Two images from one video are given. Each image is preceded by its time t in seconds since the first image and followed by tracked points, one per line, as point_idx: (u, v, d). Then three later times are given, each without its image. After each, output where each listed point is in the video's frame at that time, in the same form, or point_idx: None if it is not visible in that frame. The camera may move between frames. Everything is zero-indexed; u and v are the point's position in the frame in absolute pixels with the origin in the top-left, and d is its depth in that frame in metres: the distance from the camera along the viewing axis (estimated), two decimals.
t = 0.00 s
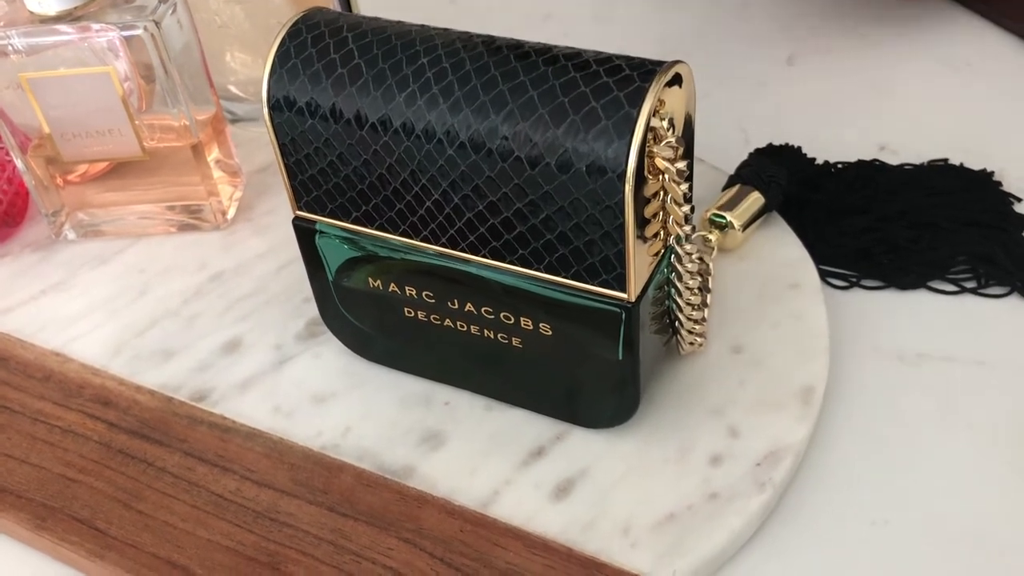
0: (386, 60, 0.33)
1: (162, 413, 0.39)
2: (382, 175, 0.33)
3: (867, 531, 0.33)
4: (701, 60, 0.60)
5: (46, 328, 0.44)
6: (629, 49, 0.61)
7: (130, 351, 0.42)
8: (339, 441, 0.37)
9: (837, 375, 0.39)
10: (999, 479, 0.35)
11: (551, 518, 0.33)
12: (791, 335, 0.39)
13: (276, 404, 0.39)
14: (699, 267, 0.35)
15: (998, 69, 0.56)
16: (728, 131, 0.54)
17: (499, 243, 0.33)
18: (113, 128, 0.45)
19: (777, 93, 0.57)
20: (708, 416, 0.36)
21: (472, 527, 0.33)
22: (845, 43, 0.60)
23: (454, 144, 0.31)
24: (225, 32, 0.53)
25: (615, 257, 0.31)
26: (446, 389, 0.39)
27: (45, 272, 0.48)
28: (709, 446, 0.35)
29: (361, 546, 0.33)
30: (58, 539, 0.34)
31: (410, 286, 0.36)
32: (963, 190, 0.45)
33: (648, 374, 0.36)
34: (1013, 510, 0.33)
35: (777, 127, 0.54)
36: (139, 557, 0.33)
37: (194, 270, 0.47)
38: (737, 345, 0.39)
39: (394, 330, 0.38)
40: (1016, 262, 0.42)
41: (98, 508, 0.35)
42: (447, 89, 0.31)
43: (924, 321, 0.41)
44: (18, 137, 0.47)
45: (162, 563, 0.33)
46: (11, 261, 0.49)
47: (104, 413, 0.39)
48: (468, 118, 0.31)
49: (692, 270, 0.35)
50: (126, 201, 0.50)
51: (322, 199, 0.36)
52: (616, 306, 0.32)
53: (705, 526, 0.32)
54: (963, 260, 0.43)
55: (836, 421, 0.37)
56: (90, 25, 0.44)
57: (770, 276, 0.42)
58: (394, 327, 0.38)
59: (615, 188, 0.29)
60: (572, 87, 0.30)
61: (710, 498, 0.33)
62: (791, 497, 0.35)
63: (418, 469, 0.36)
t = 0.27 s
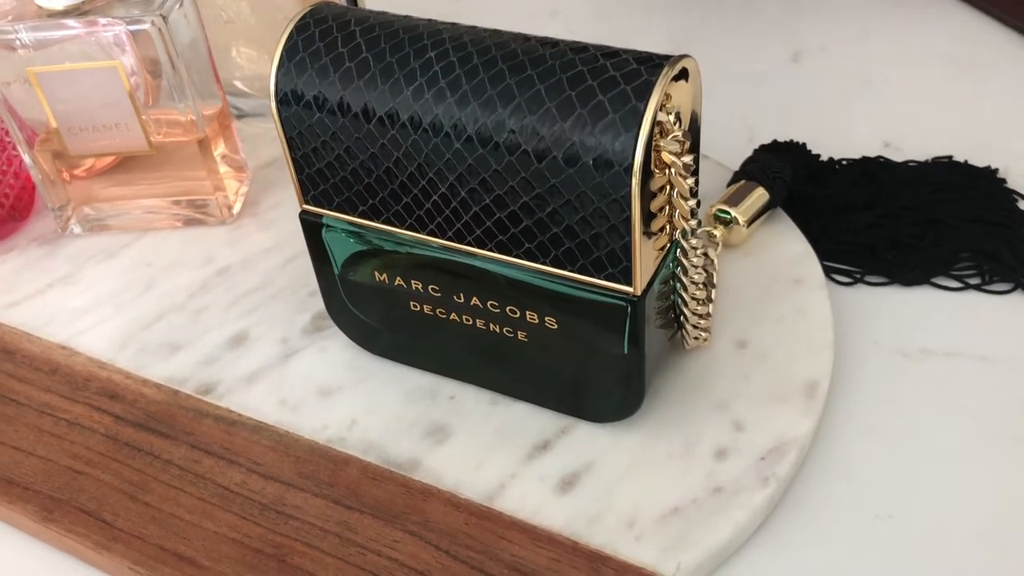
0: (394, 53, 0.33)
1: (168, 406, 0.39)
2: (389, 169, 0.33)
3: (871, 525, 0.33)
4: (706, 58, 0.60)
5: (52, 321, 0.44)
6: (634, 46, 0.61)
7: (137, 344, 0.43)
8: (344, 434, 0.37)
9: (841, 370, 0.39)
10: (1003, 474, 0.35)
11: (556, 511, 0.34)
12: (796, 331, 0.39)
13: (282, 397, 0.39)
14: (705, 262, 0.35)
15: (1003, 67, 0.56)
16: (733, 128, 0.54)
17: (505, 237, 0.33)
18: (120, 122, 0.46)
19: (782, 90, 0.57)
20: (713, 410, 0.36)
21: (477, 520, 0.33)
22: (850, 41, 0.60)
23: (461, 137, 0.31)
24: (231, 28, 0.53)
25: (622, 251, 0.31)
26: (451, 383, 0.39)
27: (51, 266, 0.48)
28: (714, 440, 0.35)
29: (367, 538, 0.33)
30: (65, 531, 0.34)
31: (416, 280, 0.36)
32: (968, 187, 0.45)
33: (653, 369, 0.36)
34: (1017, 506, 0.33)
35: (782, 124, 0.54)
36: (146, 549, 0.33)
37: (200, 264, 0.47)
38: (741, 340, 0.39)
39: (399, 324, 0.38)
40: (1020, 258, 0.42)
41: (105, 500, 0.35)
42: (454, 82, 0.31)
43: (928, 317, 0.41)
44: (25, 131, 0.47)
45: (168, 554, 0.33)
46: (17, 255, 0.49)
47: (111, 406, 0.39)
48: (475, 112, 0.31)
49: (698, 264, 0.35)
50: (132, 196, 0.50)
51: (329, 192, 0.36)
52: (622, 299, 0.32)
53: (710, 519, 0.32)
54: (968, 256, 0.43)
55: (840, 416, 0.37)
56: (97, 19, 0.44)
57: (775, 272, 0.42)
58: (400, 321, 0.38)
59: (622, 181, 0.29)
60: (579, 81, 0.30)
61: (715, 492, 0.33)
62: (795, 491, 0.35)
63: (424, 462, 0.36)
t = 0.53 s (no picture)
0: (395, 53, 0.33)
1: (168, 404, 0.39)
2: (389, 169, 0.33)
3: (871, 526, 0.33)
4: (707, 58, 0.60)
5: (52, 320, 0.44)
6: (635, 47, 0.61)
7: (137, 343, 0.43)
8: (344, 433, 0.37)
9: (841, 372, 0.39)
10: (1003, 476, 0.35)
11: (556, 511, 0.34)
12: (796, 332, 0.39)
13: (282, 397, 0.39)
14: (705, 262, 0.35)
15: (1004, 68, 0.56)
16: (734, 129, 0.54)
17: (505, 237, 0.33)
18: (121, 120, 0.46)
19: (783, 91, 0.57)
20: (713, 411, 0.36)
21: (476, 520, 0.33)
22: (851, 42, 0.60)
23: (462, 137, 0.31)
24: (233, 27, 0.53)
25: (622, 251, 0.31)
26: (451, 383, 0.39)
27: (52, 265, 0.48)
28: (713, 441, 0.35)
29: (366, 538, 0.33)
30: (65, 529, 0.34)
31: (416, 280, 0.36)
32: (969, 189, 0.45)
33: (653, 369, 0.36)
34: (1017, 507, 0.33)
35: (783, 125, 0.54)
36: (146, 548, 0.33)
37: (201, 263, 0.47)
38: (742, 341, 0.39)
39: (400, 323, 0.38)
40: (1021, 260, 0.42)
41: (104, 498, 0.35)
42: (455, 82, 0.31)
43: (928, 319, 0.41)
44: (26, 129, 0.47)
45: (168, 553, 0.33)
46: (18, 253, 0.49)
47: (111, 404, 0.39)
48: (475, 112, 0.31)
49: (698, 265, 0.35)
50: (133, 194, 0.50)
51: (329, 192, 0.36)
52: (622, 300, 0.32)
53: (709, 520, 0.32)
54: (968, 258, 0.43)
55: (841, 418, 0.37)
56: (99, 18, 0.44)
57: (775, 273, 0.42)
58: (400, 321, 0.38)
59: (622, 182, 0.29)
60: (580, 81, 0.30)
61: (714, 493, 0.33)
62: (795, 492, 0.35)
63: (423, 462, 0.36)
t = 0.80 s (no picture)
0: (398, 49, 0.33)
1: (170, 400, 0.39)
2: (393, 165, 0.33)
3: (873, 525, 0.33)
4: (710, 57, 0.60)
5: (54, 316, 0.44)
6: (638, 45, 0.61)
7: (139, 339, 0.43)
8: (346, 430, 0.37)
9: (844, 371, 0.39)
10: (1006, 476, 0.34)
11: (558, 509, 0.34)
12: (798, 331, 0.39)
13: (284, 393, 0.39)
14: (708, 260, 0.35)
15: (1007, 69, 0.56)
16: (737, 128, 0.54)
17: (508, 234, 0.33)
18: (124, 117, 0.45)
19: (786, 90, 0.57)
20: (715, 410, 0.36)
21: (478, 517, 0.33)
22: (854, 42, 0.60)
23: (465, 134, 0.31)
24: (236, 24, 0.53)
25: (625, 248, 0.31)
26: (453, 381, 0.39)
27: (54, 261, 0.48)
28: (715, 439, 0.35)
29: (368, 534, 0.33)
30: (66, 525, 0.34)
31: (419, 276, 0.36)
32: (972, 188, 0.45)
33: (655, 367, 0.36)
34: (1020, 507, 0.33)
35: (786, 125, 0.54)
36: (147, 544, 0.33)
37: (203, 260, 0.47)
38: (744, 340, 0.39)
39: (402, 320, 0.38)
40: None
41: (106, 494, 0.35)
42: (459, 79, 0.31)
43: (931, 318, 0.41)
44: (29, 126, 0.47)
45: (169, 549, 0.33)
46: (20, 250, 0.49)
47: (112, 400, 0.39)
48: (479, 108, 0.31)
49: (701, 263, 0.35)
50: (136, 191, 0.50)
51: (332, 188, 0.36)
52: (625, 297, 0.32)
53: (712, 518, 0.32)
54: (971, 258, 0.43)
55: (843, 417, 0.37)
56: (102, 13, 0.44)
57: (778, 272, 0.42)
58: (402, 318, 0.38)
59: (625, 179, 0.29)
60: (584, 78, 0.30)
61: (716, 491, 0.33)
62: (797, 491, 0.35)
63: (425, 459, 0.36)
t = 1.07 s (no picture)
0: (403, 46, 0.33)
1: (173, 396, 0.39)
2: (397, 162, 0.34)
3: (875, 524, 0.33)
4: (714, 57, 0.60)
5: (58, 312, 0.44)
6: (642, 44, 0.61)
7: (143, 335, 0.43)
8: (349, 426, 0.37)
9: (846, 370, 0.39)
10: (1009, 476, 0.34)
11: (560, 506, 0.34)
12: (801, 329, 0.39)
13: (287, 390, 0.39)
14: (711, 259, 0.35)
15: (1011, 69, 0.56)
16: (740, 127, 0.54)
17: (512, 231, 0.33)
18: (129, 113, 0.46)
19: (789, 90, 0.57)
20: (718, 408, 0.36)
21: (480, 513, 0.33)
22: (858, 42, 0.60)
23: (469, 131, 0.31)
24: (240, 21, 0.53)
25: (628, 246, 0.31)
26: (456, 378, 0.39)
27: (58, 257, 0.48)
28: (718, 437, 0.35)
29: (370, 530, 0.33)
30: (69, 519, 0.34)
31: (422, 274, 0.36)
32: (975, 189, 0.45)
33: (658, 366, 0.36)
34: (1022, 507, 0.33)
35: (789, 124, 0.54)
36: (150, 539, 0.33)
37: (206, 256, 0.47)
38: (747, 338, 0.39)
39: (405, 317, 0.39)
40: None
41: (109, 489, 0.35)
42: (463, 76, 0.32)
43: (934, 318, 0.41)
44: (34, 122, 0.47)
45: (172, 544, 0.33)
46: (24, 245, 0.49)
47: (116, 396, 0.39)
48: (484, 105, 0.31)
49: (704, 261, 0.35)
50: (140, 187, 0.50)
51: (336, 185, 0.36)
52: (628, 295, 0.32)
53: (714, 516, 0.32)
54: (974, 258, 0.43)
55: (845, 416, 0.37)
56: (107, 10, 0.44)
57: (781, 271, 0.42)
58: (405, 315, 0.38)
59: (629, 176, 0.29)
60: (588, 75, 0.30)
61: (719, 489, 0.33)
62: (799, 490, 0.35)
63: (428, 455, 0.36)
